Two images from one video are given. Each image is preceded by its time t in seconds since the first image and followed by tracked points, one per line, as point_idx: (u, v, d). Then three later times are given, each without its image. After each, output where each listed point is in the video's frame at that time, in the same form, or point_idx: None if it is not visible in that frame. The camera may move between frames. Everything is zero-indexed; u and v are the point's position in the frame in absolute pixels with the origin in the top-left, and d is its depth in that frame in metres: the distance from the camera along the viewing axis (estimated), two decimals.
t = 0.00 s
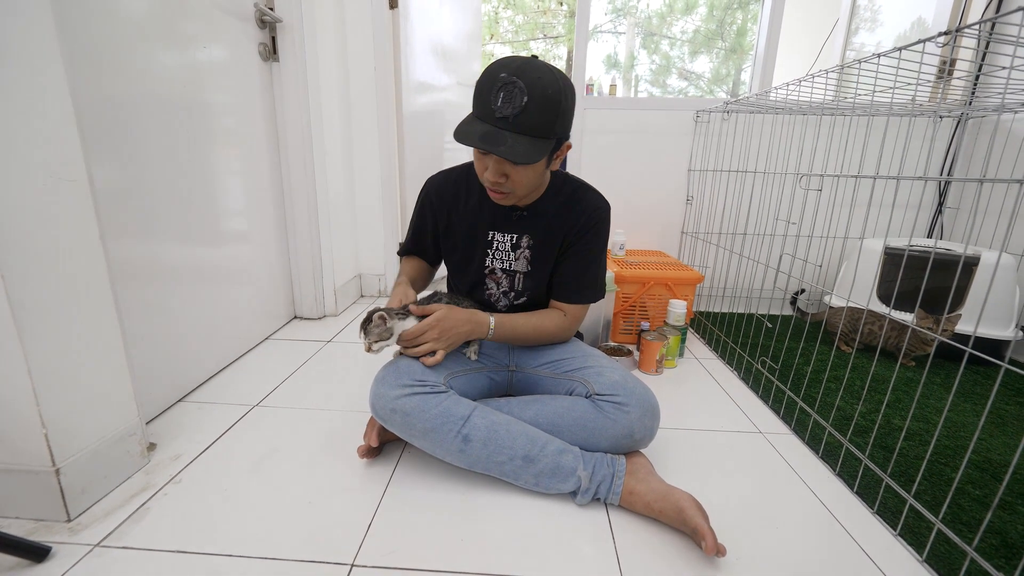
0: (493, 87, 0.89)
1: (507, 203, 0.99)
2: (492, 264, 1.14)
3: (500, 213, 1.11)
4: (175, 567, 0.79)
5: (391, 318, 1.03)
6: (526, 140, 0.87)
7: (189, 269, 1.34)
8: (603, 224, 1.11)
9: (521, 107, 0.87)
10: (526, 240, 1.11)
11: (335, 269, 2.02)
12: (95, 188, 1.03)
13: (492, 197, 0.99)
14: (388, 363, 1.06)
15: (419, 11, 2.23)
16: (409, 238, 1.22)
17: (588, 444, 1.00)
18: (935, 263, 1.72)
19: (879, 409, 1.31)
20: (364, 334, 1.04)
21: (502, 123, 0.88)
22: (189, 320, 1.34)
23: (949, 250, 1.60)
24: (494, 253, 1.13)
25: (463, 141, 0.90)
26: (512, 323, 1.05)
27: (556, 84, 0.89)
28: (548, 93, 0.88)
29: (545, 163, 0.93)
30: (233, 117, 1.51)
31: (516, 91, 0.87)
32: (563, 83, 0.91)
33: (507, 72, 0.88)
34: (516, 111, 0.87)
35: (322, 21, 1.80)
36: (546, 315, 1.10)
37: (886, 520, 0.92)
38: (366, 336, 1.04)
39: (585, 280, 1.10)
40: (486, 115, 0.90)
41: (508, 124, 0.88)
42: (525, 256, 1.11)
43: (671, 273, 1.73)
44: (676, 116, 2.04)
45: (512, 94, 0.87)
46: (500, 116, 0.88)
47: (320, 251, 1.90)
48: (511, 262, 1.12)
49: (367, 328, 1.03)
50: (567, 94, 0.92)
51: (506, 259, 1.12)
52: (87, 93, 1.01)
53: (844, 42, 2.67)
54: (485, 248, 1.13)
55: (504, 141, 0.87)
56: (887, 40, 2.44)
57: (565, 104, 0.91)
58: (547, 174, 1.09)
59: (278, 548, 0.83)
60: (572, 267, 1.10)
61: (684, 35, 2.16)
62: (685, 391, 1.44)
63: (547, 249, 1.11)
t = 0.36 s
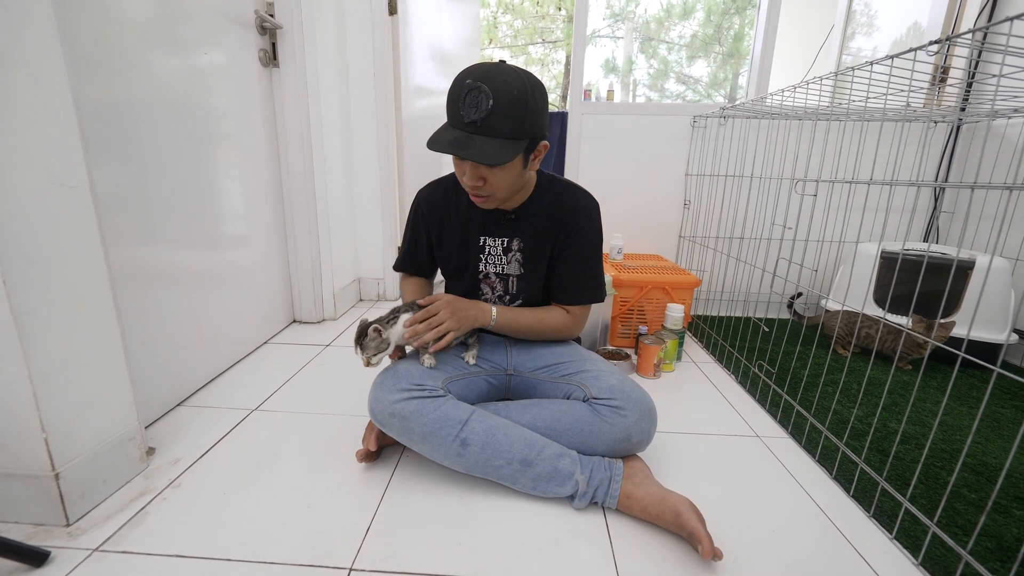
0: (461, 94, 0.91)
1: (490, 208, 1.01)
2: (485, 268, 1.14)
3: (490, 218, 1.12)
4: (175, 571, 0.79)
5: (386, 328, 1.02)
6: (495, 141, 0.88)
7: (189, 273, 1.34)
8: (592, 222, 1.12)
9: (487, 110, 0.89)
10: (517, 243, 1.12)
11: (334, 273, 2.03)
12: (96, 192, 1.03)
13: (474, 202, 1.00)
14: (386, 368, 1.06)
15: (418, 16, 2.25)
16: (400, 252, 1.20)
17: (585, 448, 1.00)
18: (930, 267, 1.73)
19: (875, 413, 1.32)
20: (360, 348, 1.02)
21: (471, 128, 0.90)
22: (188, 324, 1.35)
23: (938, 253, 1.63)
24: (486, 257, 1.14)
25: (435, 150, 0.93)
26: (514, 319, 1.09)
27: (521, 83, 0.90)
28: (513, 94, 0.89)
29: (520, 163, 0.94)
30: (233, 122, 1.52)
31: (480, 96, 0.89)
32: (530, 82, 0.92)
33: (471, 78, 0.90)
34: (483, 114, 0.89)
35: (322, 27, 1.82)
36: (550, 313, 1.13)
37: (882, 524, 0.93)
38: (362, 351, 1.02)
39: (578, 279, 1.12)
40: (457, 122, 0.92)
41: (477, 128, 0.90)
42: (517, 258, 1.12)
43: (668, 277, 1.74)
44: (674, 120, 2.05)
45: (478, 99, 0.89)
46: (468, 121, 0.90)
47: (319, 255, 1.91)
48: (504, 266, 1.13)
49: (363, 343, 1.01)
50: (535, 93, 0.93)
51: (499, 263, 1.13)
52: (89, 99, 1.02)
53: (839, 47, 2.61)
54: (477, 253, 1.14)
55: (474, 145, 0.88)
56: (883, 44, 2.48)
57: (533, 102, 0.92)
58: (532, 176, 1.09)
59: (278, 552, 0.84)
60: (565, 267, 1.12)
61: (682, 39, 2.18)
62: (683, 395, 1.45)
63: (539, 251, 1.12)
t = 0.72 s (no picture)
0: (452, 92, 0.92)
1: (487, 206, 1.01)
2: (484, 270, 1.15)
3: (487, 220, 1.13)
4: (177, 571, 0.80)
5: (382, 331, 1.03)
6: (488, 136, 0.89)
7: (190, 275, 1.35)
8: (589, 221, 1.12)
9: (479, 105, 0.89)
10: (516, 244, 1.12)
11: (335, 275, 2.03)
12: (98, 195, 1.04)
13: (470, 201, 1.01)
14: (386, 369, 1.07)
15: (418, 18, 2.25)
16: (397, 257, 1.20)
17: (585, 448, 1.01)
18: (928, 267, 1.73)
19: (874, 414, 1.32)
20: (358, 353, 1.03)
21: (463, 125, 0.91)
22: (189, 325, 1.35)
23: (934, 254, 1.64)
24: (485, 259, 1.14)
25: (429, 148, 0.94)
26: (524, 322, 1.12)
27: (512, 79, 0.91)
28: (504, 90, 0.90)
29: (514, 159, 0.95)
30: (233, 124, 1.53)
31: (471, 92, 0.90)
32: (521, 79, 0.93)
33: (462, 76, 0.92)
34: (475, 110, 0.89)
35: (322, 29, 1.82)
36: (563, 310, 1.15)
37: (881, 524, 0.93)
38: (361, 356, 1.03)
39: (577, 279, 1.13)
40: (450, 120, 0.93)
41: (470, 125, 0.90)
42: (516, 260, 1.13)
43: (668, 278, 1.74)
44: (673, 122, 2.05)
45: (469, 96, 0.90)
46: (460, 118, 0.91)
47: (320, 257, 1.92)
48: (503, 267, 1.14)
49: (361, 349, 1.02)
50: (526, 89, 0.94)
51: (498, 264, 1.14)
52: (91, 102, 1.03)
53: (840, 48, 2.64)
54: (476, 255, 1.15)
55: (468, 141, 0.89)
56: (884, 44, 2.47)
57: (525, 98, 0.93)
58: (528, 175, 1.10)
59: (280, 552, 0.84)
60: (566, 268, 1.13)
61: (682, 40, 2.18)
62: (683, 396, 1.45)
63: (537, 251, 1.13)
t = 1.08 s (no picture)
0: (459, 91, 0.93)
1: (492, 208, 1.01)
2: (485, 272, 1.15)
3: (489, 222, 1.13)
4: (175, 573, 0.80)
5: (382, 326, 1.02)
6: (495, 135, 0.89)
7: (188, 276, 1.35)
8: (591, 224, 1.12)
9: (486, 105, 0.89)
10: (517, 246, 1.12)
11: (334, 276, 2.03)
12: (97, 196, 1.04)
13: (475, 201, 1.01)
14: (386, 370, 1.07)
15: (417, 20, 2.26)
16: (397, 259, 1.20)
17: (584, 449, 1.01)
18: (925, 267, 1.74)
19: (873, 413, 1.32)
20: (360, 347, 1.04)
21: (470, 124, 0.91)
22: (188, 327, 1.35)
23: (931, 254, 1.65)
24: (486, 260, 1.14)
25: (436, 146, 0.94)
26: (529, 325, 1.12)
27: (519, 80, 0.92)
28: (511, 90, 0.90)
29: (520, 160, 0.95)
30: (232, 125, 1.53)
31: (479, 92, 0.90)
32: (528, 80, 0.94)
33: (470, 76, 0.92)
34: (482, 109, 0.89)
35: (321, 30, 1.82)
36: (564, 316, 1.16)
37: (879, 523, 0.94)
38: (363, 350, 1.04)
39: (578, 281, 1.13)
40: (456, 119, 0.93)
41: (477, 124, 0.90)
42: (517, 261, 1.13)
43: (667, 279, 1.75)
44: (671, 122, 2.06)
45: (476, 95, 0.90)
46: (467, 117, 0.91)
47: (319, 257, 1.92)
48: (504, 269, 1.14)
49: (363, 343, 1.03)
50: (532, 90, 0.94)
51: (499, 266, 1.14)
52: (90, 103, 1.03)
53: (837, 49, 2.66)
54: (477, 257, 1.15)
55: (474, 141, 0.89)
56: (881, 45, 2.48)
57: (531, 99, 0.93)
58: (531, 178, 1.11)
59: (279, 554, 0.84)
60: (570, 270, 1.13)
61: (680, 41, 2.18)
62: (682, 396, 1.45)
63: (538, 254, 1.13)
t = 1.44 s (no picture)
0: (469, 80, 0.93)
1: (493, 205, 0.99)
2: (484, 273, 1.16)
3: (489, 224, 1.14)
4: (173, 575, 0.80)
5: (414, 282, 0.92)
6: (508, 122, 0.89)
7: (187, 277, 1.35)
8: (591, 227, 1.13)
9: (498, 93, 0.90)
10: (517, 249, 1.12)
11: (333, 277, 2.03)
12: (95, 198, 1.04)
13: (476, 197, 0.99)
14: (385, 371, 1.07)
15: (416, 21, 2.27)
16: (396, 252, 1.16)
17: (583, 449, 1.01)
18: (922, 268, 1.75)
19: (870, 413, 1.33)
20: (388, 308, 0.92)
21: (481, 110, 0.90)
22: (187, 328, 1.35)
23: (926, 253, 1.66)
24: (486, 262, 1.15)
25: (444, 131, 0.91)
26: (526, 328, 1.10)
27: (528, 76, 0.94)
28: (522, 82, 0.92)
29: (526, 153, 0.95)
30: (231, 126, 1.53)
31: (491, 79, 0.90)
32: (534, 77, 0.96)
33: (481, 66, 0.93)
34: (494, 97, 0.90)
35: (319, 31, 1.83)
36: (569, 322, 1.15)
37: (876, 523, 0.94)
38: (396, 309, 0.91)
39: (577, 283, 1.13)
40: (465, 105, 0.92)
41: (488, 110, 0.90)
42: (517, 264, 1.13)
43: (666, 279, 1.75)
44: (669, 124, 2.06)
45: (488, 83, 0.91)
46: (478, 102, 0.90)
47: (318, 259, 1.91)
48: (503, 271, 1.14)
49: (392, 303, 0.91)
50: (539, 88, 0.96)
51: (498, 268, 1.14)
52: (89, 105, 1.03)
53: (834, 50, 2.67)
54: (477, 258, 1.15)
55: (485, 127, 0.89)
56: (879, 47, 2.49)
57: (538, 95, 0.95)
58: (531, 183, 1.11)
59: (278, 555, 0.84)
60: (569, 273, 1.14)
61: (679, 42, 2.19)
62: (680, 397, 1.45)
63: (537, 256, 1.13)
